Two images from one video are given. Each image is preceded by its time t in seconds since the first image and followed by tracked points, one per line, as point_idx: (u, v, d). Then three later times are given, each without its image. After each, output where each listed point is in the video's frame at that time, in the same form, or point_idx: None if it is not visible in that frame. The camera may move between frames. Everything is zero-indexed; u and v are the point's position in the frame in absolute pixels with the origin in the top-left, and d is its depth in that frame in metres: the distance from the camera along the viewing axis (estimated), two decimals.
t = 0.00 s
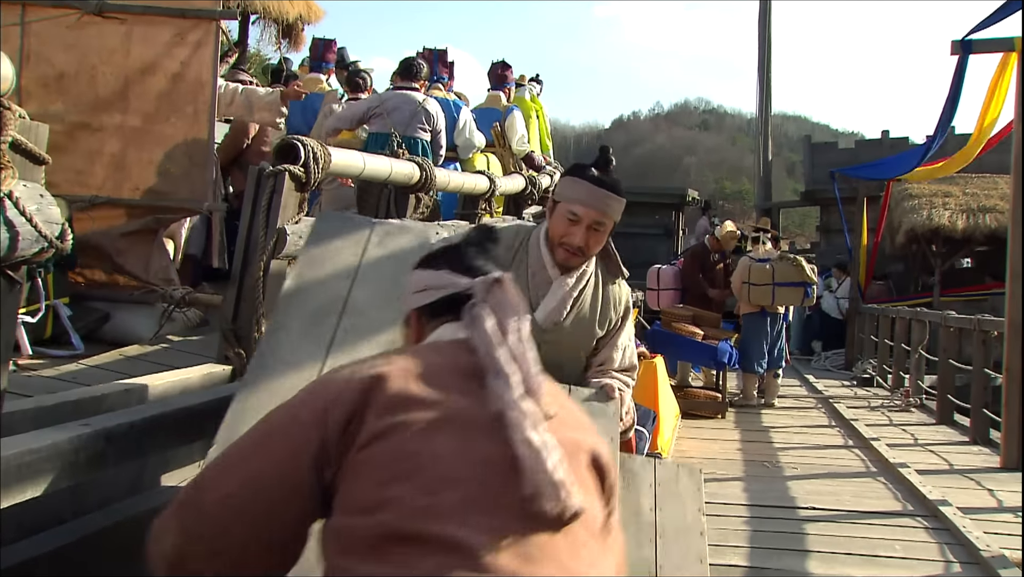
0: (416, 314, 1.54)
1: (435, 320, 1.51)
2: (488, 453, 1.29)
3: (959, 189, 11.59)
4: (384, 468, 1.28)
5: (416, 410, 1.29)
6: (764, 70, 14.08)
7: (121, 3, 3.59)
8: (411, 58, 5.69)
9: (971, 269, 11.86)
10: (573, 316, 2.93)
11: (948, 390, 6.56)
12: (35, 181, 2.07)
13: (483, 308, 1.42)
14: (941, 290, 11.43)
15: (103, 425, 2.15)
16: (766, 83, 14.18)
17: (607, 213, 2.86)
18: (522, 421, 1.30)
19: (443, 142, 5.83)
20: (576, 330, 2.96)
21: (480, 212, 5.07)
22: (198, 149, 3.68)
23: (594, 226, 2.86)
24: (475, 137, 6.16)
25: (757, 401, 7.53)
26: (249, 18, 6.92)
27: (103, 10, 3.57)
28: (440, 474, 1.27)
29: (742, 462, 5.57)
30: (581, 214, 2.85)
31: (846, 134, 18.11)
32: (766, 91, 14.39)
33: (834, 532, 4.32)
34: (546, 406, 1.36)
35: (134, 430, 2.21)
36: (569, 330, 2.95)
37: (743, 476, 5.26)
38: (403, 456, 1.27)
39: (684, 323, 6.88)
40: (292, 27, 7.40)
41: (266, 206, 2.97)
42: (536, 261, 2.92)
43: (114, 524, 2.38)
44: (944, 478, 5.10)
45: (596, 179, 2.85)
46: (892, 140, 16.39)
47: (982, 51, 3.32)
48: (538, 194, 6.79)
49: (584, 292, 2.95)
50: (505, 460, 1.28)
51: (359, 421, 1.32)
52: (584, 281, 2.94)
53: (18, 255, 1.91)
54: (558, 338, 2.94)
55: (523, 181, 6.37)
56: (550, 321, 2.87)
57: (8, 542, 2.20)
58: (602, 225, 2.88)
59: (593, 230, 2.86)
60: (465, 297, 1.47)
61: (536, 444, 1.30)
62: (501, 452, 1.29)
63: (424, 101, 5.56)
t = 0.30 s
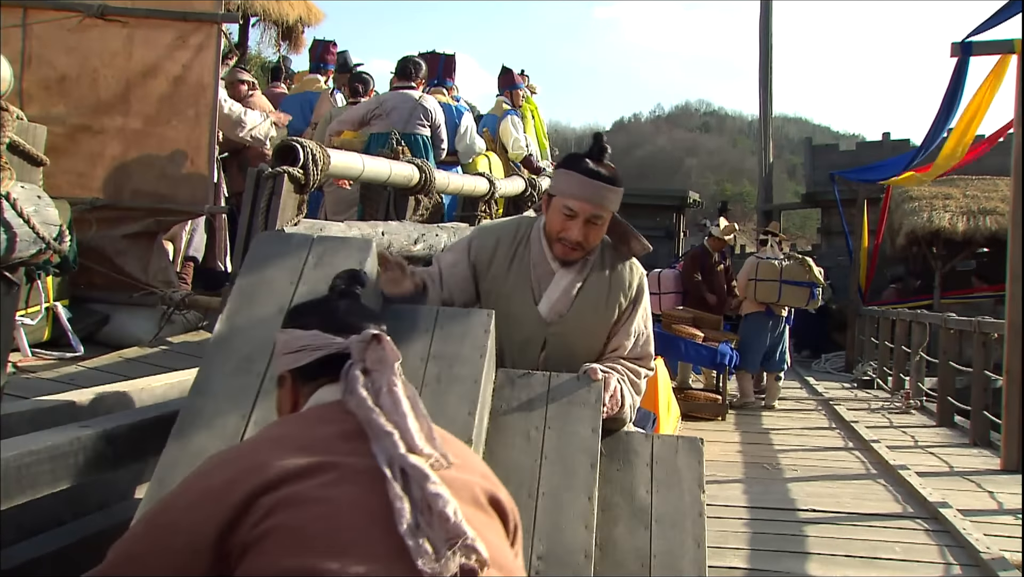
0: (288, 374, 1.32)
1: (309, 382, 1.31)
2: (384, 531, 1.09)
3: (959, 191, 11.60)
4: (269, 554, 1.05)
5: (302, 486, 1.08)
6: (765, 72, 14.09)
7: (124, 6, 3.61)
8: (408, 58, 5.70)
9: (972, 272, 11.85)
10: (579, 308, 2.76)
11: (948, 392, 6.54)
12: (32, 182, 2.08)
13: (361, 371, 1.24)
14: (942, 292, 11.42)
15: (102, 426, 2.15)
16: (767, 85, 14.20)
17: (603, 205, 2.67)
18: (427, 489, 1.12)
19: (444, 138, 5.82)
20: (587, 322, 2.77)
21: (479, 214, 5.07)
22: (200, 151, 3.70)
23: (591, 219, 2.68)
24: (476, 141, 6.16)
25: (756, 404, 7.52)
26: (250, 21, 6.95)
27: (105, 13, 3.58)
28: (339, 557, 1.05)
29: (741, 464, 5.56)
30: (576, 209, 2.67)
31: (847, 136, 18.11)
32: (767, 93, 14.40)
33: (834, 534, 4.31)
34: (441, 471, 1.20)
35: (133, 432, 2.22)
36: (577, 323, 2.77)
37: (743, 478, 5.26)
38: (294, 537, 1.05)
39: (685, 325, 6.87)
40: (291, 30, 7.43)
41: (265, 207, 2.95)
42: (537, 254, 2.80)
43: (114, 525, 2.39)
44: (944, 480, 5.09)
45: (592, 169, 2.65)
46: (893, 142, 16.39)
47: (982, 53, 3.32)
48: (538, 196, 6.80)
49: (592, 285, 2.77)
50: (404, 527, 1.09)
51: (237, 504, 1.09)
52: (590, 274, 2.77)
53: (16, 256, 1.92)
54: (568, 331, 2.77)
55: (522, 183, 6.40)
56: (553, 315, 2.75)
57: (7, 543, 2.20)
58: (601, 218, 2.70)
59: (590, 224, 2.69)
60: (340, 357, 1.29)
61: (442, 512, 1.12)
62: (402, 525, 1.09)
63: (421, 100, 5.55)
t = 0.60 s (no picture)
0: (247, 384, 1.64)
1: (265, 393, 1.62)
2: (281, 528, 1.34)
3: (958, 189, 11.60)
4: (183, 537, 1.33)
5: (215, 485, 1.36)
6: (765, 71, 14.08)
7: (123, 5, 3.61)
8: (420, 65, 5.71)
9: (972, 270, 11.85)
10: (579, 305, 2.78)
11: (948, 391, 6.53)
12: (28, 179, 2.08)
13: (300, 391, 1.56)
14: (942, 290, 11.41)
15: (98, 426, 2.15)
16: (766, 84, 14.19)
17: (597, 204, 2.68)
18: (328, 496, 1.36)
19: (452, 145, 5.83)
20: (588, 320, 2.79)
21: (478, 212, 5.05)
22: (198, 149, 3.70)
23: (586, 220, 2.71)
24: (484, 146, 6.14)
25: (755, 404, 7.53)
26: (248, 20, 6.96)
27: (103, 12, 3.58)
28: (236, 539, 1.31)
29: (740, 463, 5.56)
30: (570, 212, 2.69)
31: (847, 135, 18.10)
32: (766, 92, 14.39)
33: (832, 532, 4.31)
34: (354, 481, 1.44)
35: (129, 431, 2.22)
36: (578, 321, 2.79)
37: (741, 477, 5.26)
38: (205, 520, 1.33)
39: (684, 323, 6.87)
40: (291, 28, 7.43)
41: (262, 206, 2.96)
42: (531, 254, 2.81)
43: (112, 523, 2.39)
44: (943, 479, 5.09)
45: (582, 168, 2.67)
46: (892, 140, 16.37)
47: (981, 51, 3.32)
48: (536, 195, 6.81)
49: (592, 283, 2.78)
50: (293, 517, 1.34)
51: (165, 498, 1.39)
52: (589, 273, 2.79)
53: (11, 253, 1.92)
54: (570, 329, 2.79)
55: (520, 181, 6.41)
56: (553, 313, 2.78)
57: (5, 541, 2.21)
58: (594, 217, 2.72)
59: (586, 225, 2.71)
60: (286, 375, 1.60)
61: (340, 519, 1.34)
62: (295, 521, 1.34)
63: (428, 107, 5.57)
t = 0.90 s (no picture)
0: (262, 358, 1.63)
1: (276, 370, 1.61)
2: (267, 504, 1.41)
3: (955, 189, 11.60)
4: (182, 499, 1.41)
5: (209, 453, 1.42)
6: (763, 71, 14.08)
7: (119, 6, 3.61)
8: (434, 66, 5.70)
9: (970, 270, 11.86)
10: (612, 310, 2.70)
11: (945, 391, 6.52)
12: (18, 179, 2.09)
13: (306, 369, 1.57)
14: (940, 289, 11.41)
15: (88, 426, 2.16)
16: (765, 84, 14.19)
17: (623, 205, 2.57)
18: (318, 476, 1.43)
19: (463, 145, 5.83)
20: (626, 323, 2.71)
21: (474, 212, 5.04)
22: (195, 150, 3.70)
23: (611, 222, 2.60)
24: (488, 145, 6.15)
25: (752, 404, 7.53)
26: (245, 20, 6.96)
27: (100, 14, 3.59)
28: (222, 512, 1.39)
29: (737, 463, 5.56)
30: (595, 214, 2.59)
31: (846, 135, 18.10)
32: (765, 92, 14.39)
33: (828, 532, 4.32)
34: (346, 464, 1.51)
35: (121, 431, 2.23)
36: (615, 325, 2.72)
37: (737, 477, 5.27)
38: (196, 488, 1.40)
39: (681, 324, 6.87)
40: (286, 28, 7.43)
41: (253, 205, 2.94)
42: (564, 259, 2.75)
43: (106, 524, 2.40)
44: (940, 479, 5.09)
45: (606, 169, 2.57)
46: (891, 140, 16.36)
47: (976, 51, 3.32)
48: (532, 195, 6.81)
49: (625, 287, 2.68)
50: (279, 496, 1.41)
51: (166, 456, 1.46)
52: (623, 276, 2.68)
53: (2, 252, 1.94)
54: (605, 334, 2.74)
55: (516, 180, 6.42)
56: (586, 319, 2.70)
57: None
58: (622, 218, 2.61)
59: (613, 227, 2.61)
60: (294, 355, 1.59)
61: (324, 499, 1.42)
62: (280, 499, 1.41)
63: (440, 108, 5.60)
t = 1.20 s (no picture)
0: (257, 269, 1.88)
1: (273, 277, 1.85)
2: (276, 407, 1.65)
3: (954, 189, 11.59)
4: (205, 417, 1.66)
5: (222, 369, 1.66)
6: (764, 71, 14.05)
7: (117, 7, 3.62)
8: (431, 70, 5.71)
9: (970, 270, 11.85)
10: (583, 354, 2.56)
11: (943, 390, 6.51)
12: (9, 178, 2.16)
13: (295, 273, 1.79)
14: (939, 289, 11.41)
15: (80, 426, 2.16)
16: (766, 84, 14.16)
17: (587, 256, 2.41)
18: (316, 379, 1.65)
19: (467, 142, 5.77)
20: (599, 366, 2.57)
21: (470, 211, 5.04)
22: (192, 150, 3.71)
23: (575, 272, 2.43)
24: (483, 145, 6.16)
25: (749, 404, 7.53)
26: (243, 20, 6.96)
27: (97, 14, 3.59)
28: (238, 418, 1.64)
29: (734, 463, 5.56)
30: (556, 265, 2.43)
31: (847, 135, 18.06)
32: (765, 92, 14.37)
33: (824, 532, 4.31)
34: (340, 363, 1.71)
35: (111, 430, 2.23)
36: (588, 366, 2.59)
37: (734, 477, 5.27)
38: (215, 399, 1.66)
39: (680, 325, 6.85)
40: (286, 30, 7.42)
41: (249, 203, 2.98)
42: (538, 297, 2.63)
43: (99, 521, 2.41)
44: (936, 479, 5.09)
45: (569, 219, 2.40)
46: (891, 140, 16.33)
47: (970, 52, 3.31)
48: (530, 195, 6.81)
49: (597, 332, 2.53)
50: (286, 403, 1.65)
51: (183, 377, 1.69)
52: (595, 320, 2.53)
53: None
54: (578, 374, 2.61)
55: (514, 181, 6.42)
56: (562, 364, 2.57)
57: None
58: (586, 268, 2.43)
59: (577, 277, 2.44)
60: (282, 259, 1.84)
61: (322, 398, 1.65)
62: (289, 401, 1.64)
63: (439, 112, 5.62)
